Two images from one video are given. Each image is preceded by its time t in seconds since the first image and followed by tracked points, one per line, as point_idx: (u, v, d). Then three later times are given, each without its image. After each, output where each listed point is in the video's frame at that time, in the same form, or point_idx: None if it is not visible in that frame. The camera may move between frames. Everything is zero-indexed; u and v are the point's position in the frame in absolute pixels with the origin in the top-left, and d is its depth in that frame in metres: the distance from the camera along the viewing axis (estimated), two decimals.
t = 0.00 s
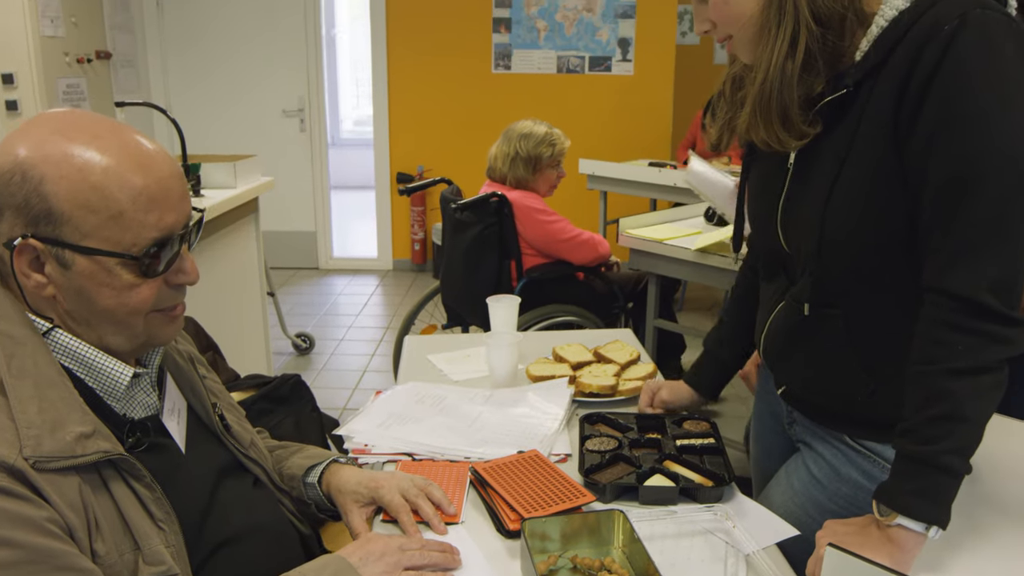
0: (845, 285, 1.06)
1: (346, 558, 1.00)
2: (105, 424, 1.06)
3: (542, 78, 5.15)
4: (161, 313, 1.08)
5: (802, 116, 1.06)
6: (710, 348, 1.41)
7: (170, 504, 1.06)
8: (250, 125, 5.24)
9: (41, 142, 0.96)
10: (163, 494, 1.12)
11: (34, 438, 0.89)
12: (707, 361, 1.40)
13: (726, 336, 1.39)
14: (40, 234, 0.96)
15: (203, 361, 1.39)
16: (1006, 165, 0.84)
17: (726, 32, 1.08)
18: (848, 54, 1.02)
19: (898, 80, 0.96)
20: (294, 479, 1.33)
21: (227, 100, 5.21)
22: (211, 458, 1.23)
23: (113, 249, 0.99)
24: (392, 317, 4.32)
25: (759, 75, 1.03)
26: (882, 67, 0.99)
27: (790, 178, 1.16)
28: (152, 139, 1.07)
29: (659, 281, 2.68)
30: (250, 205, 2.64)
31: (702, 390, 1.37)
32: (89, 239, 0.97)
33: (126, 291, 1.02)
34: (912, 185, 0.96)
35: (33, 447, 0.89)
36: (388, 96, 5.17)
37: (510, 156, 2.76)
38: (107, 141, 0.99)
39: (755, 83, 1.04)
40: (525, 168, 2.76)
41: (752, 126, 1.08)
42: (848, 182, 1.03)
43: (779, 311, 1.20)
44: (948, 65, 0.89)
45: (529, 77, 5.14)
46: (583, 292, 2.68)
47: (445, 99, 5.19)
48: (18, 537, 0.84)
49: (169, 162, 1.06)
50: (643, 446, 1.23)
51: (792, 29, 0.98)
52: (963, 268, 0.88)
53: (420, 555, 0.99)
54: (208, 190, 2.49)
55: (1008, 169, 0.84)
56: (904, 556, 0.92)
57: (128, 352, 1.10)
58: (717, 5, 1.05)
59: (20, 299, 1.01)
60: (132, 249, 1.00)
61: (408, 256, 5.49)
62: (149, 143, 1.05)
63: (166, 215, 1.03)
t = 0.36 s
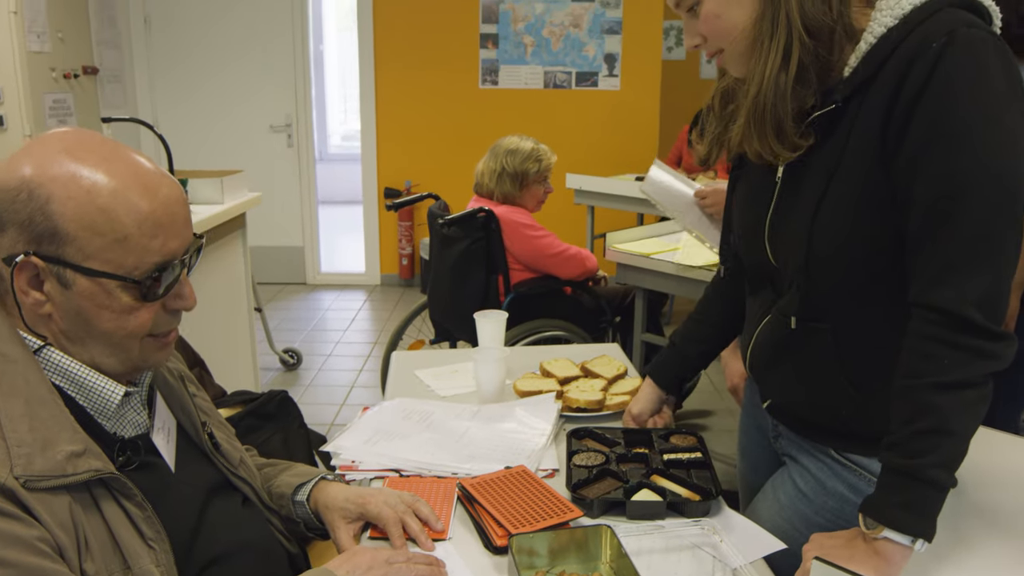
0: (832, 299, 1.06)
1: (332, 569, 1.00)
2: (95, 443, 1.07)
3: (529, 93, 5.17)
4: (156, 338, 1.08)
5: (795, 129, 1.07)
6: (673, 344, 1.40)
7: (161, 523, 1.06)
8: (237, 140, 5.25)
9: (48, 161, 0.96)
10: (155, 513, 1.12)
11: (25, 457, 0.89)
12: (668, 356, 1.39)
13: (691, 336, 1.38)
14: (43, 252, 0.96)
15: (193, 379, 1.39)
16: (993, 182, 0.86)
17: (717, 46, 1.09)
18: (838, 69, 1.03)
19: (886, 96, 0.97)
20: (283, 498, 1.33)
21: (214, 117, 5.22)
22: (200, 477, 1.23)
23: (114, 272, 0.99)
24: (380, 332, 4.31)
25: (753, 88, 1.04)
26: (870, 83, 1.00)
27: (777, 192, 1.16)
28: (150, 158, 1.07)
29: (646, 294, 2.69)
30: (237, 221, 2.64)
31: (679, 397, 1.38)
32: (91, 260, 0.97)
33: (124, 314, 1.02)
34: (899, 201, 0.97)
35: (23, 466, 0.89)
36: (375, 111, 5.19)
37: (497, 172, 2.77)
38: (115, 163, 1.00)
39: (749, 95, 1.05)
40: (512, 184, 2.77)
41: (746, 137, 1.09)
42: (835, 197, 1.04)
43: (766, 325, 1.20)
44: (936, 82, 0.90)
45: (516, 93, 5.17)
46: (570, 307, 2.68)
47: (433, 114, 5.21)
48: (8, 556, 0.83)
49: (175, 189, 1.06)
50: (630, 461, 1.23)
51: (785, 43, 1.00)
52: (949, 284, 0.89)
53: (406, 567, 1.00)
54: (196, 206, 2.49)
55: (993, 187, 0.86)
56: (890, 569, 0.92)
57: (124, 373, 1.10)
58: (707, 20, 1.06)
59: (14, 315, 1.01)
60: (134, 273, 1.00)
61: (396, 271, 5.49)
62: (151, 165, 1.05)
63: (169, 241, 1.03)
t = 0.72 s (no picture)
0: (810, 316, 1.08)
1: None
2: (75, 463, 1.06)
3: (511, 110, 5.20)
4: (140, 362, 1.07)
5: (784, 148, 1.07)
6: (660, 365, 1.40)
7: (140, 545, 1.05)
8: (219, 158, 5.23)
9: (35, 183, 0.96)
10: (135, 533, 1.12)
11: (4, 480, 0.88)
12: (655, 377, 1.39)
13: (677, 355, 1.39)
14: (28, 274, 0.96)
15: (174, 399, 1.37)
16: (966, 200, 0.87)
17: (700, 64, 1.10)
18: (815, 88, 1.05)
19: (860, 116, 0.98)
20: (264, 519, 1.31)
21: (195, 137, 5.21)
22: (181, 499, 1.22)
23: (99, 298, 0.99)
24: (363, 349, 4.29)
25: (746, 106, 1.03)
26: (844, 103, 1.01)
27: (755, 209, 1.17)
28: (136, 181, 1.07)
29: (628, 310, 2.70)
30: (218, 239, 2.63)
31: (661, 416, 1.38)
32: (77, 285, 0.97)
33: (107, 339, 1.01)
34: (875, 219, 0.98)
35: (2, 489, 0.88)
36: (357, 128, 5.21)
37: (479, 189, 2.78)
38: (104, 188, 0.99)
39: (736, 113, 1.07)
40: (495, 202, 2.78)
41: (732, 155, 1.10)
42: (812, 215, 1.05)
43: (746, 341, 1.21)
44: (909, 102, 0.92)
45: (498, 110, 5.20)
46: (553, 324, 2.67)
47: (415, 131, 5.23)
48: None
49: (164, 213, 1.06)
50: (612, 478, 1.23)
51: (774, 63, 1.02)
52: (925, 300, 0.90)
53: None
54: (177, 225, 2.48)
55: (966, 204, 0.87)
56: None
57: (106, 396, 1.09)
58: (691, 39, 1.07)
59: None
60: (119, 300, 1.00)
61: (378, 288, 5.47)
62: (137, 188, 1.05)
63: (155, 268, 1.03)
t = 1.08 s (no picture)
0: (786, 331, 1.09)
1: None
2: (54, 486, 1.05)
3: (494, 128, 5.24)
4: (119, 386, 1.07)
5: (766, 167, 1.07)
6: (643, 384, 1.41)
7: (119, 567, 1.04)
8: (201, 176, 5.23)
9: (19, 207, 0.96)
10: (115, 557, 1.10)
11: None
12: (638, 396, 1.40)
13: (659, 374, 1.40)
14: (11, 299, 0.95)
15: (154, 420, 1.37)
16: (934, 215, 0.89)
17: (680, 84, 1.09)
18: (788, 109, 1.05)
19: (833, 134, 1.00)
20: (246, 540, 1.30)
21: (179, 156, 5.21)
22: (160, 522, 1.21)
23: (81, 325, 0.98)
24: (346, 368, 4.27)
25: (729, 125, 1.03)
26: (817, 121, 1.03)
27: (732, 226, 1.19)
28: (119, 205, 1.07)
29: (610, 327, 2.72)
30: (201, 257, 2.62)
31: (642, 434, 1.38)
32: (59, 311, 0.96)
33: (87, 365, 1.01)
34: (848, 236, 1.00)
35: None
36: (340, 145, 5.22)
37: (468, 209, 2.76)
38: (91, 214, 0.99)
39: (718, 133, 1.06)
40: (485, 218, 2.78)
41: (715, 175, 1.09)
42: (787, 232, 1.07)
43: (725, 357, 1.22)
44: (878, 120, 0.93)
45: (481, 128, 5.23)
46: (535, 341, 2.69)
47: (398, 148, 5.25)
48: None
49: (148, 239, 1.06)
50: (595, 495, 1.24)
51: (757, 83, 1.01)
52: (894, 314, 0.92)
53: None
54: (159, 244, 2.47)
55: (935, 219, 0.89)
56: None
57: (85, 419, 1.08)
58: (673, 59, 1.06)
59: None
60: (101, 327, 1.00)
61: (362, 306, 5.46)
62: (120, 211, 1.05)
63: (139, 296, 1.03)
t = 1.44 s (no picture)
0: (769, 345, 1.09)
1: None
2: (33, 504, 1.04)
3: (476, 143, 5.26)
4: (97, 402, 1.06)
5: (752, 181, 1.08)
6: (620, 395, 1.40)
7: None
8: (184, 189, 5.21)
9: None
10: (95, 575, 1.09)
11: None
12: (614, 406, 1.39)
13: (635, 386, 1.39)
14: None
15: (135, 436, 1.36)
16: (916, 231, 0.90)
17: (666, 101, 1.10)
18: (771, 124, 1.06)
19: (815, 149, 1.01)
20: (228, 558, 1.28)
21: (162, 172, 5.20)
22: (140, 541, 1.19)
23: (62, 341, 0.97)
24: (330, 382, 4.25)
25: (714, 140, 1.04)
26: (800, 136, 1.04)
27: (715, 240, 1.19)
28: (100, 220, 1.06)
29: (593, 340, 2.73)
30: (183, 272, 2.61)
31: (625, 447, 1.38)
32: (39, 326, 0.96)
33: (67, 381, 1.00)
34: (830, 250, 1.01)
35: None
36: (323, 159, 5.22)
37: (461, 228, 2.71)
38: (72, 230, 0.99)
39: (705, 149, 1.07)
40: (480, 236, 2.74)
41: (701, 190, 1.09)
42: (770, 246, 1.07)
43: (708, 370, 1.23)
44: (860, 136, 0.95)
45: (465, 141, 5.25)
46: (519, 354, 2.73)
47: (382, 161, 5.26)
48: None
49: (130, 254, 1.06)
50: (578, 509, 1.24)
51: (743, 99, 1.02)
52: (877, 329, 0.93)
53: None
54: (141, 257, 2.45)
55: (917, 235, 0.90)
56: None
57: (64, 437, 1.07)
58: (659, 76, 1.07)
59: None
60: (81, 343, 0.99)
61: (345, 320, 5.44)
62: (100, 226, 1.04)
63: (120, 311, 1.02)
